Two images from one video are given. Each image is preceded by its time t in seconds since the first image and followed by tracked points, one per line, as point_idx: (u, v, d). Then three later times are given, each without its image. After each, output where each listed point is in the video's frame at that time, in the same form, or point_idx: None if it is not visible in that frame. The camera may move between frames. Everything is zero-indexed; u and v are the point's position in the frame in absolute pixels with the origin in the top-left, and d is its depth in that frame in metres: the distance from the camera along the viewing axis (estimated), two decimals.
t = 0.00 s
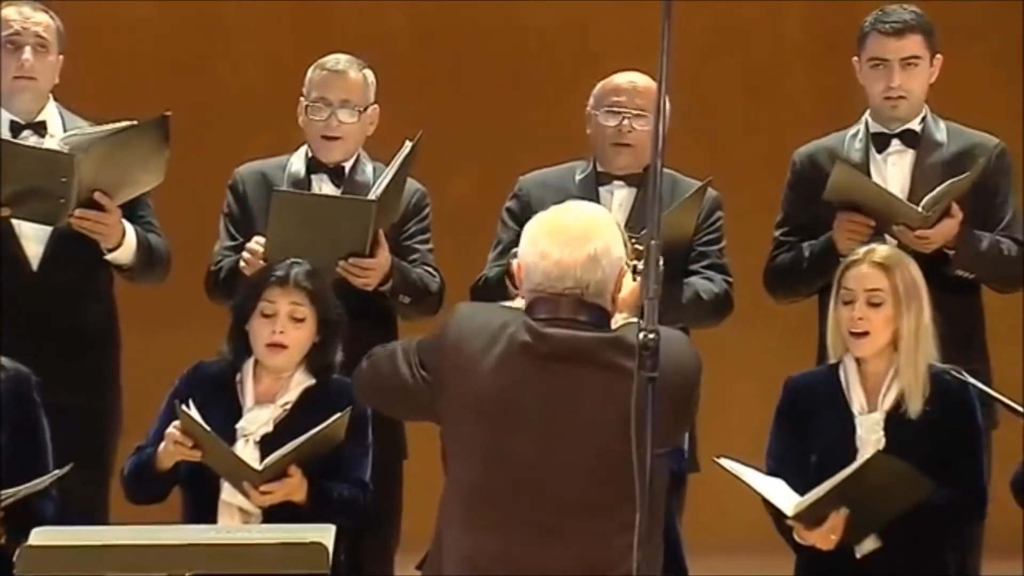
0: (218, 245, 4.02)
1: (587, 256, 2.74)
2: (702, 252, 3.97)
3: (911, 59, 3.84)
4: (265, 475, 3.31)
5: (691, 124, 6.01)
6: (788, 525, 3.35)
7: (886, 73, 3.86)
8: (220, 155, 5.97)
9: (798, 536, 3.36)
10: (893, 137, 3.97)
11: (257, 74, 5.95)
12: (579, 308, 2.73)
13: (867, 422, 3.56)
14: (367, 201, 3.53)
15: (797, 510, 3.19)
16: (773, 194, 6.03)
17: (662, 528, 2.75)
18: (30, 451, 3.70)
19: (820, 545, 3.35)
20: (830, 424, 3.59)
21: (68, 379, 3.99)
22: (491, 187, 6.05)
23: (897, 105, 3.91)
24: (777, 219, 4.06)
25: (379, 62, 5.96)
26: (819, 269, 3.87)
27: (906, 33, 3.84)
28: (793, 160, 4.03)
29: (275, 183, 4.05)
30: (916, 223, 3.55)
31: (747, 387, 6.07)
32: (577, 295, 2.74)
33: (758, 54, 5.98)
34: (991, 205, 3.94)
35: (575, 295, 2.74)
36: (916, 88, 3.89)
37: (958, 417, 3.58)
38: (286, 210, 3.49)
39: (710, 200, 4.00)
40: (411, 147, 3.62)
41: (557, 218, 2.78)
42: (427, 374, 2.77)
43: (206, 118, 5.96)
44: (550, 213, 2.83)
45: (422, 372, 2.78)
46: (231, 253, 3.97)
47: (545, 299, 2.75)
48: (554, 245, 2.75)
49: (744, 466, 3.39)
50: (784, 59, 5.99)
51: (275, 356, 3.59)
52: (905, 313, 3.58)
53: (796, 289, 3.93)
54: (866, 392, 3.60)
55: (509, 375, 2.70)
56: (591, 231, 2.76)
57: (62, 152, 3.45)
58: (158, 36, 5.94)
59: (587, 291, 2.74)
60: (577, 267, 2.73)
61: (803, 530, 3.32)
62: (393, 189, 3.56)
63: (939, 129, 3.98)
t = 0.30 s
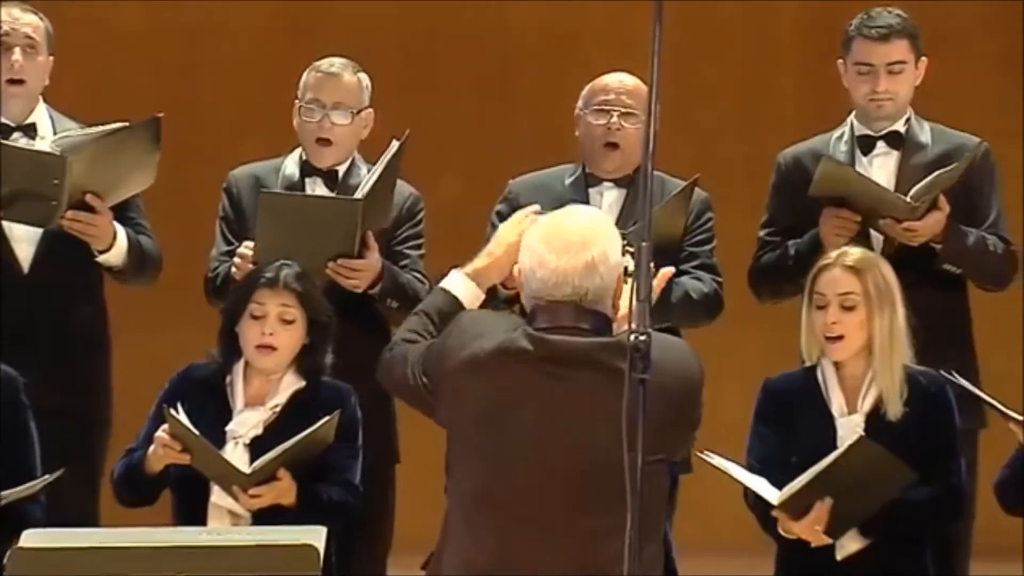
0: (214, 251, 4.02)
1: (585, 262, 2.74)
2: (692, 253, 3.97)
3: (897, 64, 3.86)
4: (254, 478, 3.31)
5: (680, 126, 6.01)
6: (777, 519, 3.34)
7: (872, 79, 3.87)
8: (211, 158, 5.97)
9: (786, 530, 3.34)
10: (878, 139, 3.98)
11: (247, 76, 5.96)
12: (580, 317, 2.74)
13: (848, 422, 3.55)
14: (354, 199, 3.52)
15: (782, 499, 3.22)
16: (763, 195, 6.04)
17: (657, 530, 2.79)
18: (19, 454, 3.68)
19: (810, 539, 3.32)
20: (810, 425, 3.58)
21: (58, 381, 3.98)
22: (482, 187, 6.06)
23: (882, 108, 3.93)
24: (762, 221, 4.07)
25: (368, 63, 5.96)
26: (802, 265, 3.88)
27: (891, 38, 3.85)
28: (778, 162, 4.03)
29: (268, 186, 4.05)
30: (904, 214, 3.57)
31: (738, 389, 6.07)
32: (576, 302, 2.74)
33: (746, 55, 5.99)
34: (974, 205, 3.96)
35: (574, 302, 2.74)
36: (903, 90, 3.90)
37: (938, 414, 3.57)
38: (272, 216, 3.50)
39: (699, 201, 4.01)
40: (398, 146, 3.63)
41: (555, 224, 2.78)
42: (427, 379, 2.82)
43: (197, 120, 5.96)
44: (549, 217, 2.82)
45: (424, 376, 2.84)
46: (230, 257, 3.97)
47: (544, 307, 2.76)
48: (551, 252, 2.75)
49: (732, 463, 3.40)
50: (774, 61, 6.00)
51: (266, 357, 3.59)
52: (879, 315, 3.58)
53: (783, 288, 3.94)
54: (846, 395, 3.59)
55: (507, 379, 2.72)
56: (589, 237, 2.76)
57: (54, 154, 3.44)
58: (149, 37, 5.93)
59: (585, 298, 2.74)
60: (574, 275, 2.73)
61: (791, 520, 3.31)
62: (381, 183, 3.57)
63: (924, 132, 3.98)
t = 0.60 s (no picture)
0: (207, 255, 4.01)
1: (585, 266, 2.77)
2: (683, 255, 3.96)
3: (890, 81, 3.85)
4: (243, 480, 3.31)
5: (671, 127, 6.01)
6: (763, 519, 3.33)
7: (864, 95, 3.87)
8: (203, 159, 5.96)
9: (772, 530, 3.33)
10: (868, 143, 3.97)
11: (239, 77, 5.95)
12: (582, 325, 2.77)
13: (831, 424, 3.54)
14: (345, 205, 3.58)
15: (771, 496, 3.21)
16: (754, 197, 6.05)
17: (657, 535, 2.77)
18: (10, 456, 3.67)
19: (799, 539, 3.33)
20: (796, 427, 3.58)
21: (50, 382, 3.97)
22: (474, 189, 6.06)
23: (873, 122, 3.93)
24: (754, 219, 4.07)
25: (360, 65, 5.96)
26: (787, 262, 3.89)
27: (888, 56, 3.83)
28: (769, 165, 4.04)
29: (260, 189, 4.05)
30: (893, 204, 3.58)
31: (729, 390, 6.08)
32: (574, 306, 2.78)
33: (737, 57, 5.99)
34: (962, 205, 3.96)
35: (573, 306, 2.78)
36: (893, 107, 3.90)
37: (920, 419, 3.58)
38: (265, 215, 3.58)
39: (690, 203, 4.02)
40: (393, 153, 3.65)
41: (558, 228, 2.83)
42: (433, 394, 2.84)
43: (189, 121, 5.95)
44: (552, 221, 2.86)
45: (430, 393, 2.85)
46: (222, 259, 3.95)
47: (547, 312, 2.80)
48: (549, 255, 2.80)
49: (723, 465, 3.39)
50: (765, 63, 6.00)
51: (255, 358, 3.58)
52: (859, 317, 3.59)
53: (774, 287, 3.94)
54: (829, 397, 3.60)
55: (506, 385, 2.73)
56: (587, 241, 2.79)
57: (46, 156, 3.42)
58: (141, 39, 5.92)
59: (584, 302, 2.77)
60: (571, 278, 2.77)
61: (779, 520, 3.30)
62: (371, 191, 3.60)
63: (913, 135, 4.00)
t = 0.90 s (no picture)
0: (192, 257, 4.02)
1: (586, 266, 2.74)
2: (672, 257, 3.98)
3: (882, 78, 3.87)
4: (229, 480, 3.31)
5: (660, 128, 6.03)
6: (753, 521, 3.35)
7: (857, 91, 3.88)
8: (191, 160, 5.96)
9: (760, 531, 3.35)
10: (859, 143, 3.99)
11: (229, 78, 5.96)
12: (583, 325, 2.74)
13: (814, 425, 3.56)
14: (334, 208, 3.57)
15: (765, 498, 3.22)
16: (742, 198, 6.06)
17: (653, 537, 2.76)
18: None
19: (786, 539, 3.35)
20: (778, 429, 3.58)
21: (38, 383, 3.97)
22: (463, 190, 6.07)
23: (865, 120, 3.94)
24: (744, 221, 4.09)
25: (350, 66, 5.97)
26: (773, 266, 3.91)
27: (882, 50, 3.85)
28: (760, 165, 4.04)
29: (246, 189, 4.05)
30: (883, 212, 3.59)
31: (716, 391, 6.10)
32: (576, 308, 2.74)
33: (727, 58, 6.00)
34: (954, 209, 3.97)
35: (575, 308, 2.75)
36: (885, 103, 3.91)
37: (902, 420, 3.59)
38: (252, 218, 3.56)
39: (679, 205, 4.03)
40: (379, 154, 3.67)
41: (558, 229, 2.79)
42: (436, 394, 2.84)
43: (178, 122, 5.95)
44: (553, 220, 2.83)
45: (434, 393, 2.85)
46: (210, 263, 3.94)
47: (548, 314, 2.77)
48: (551, 256, 2.76)
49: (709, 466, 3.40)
50: (754, 65, 6.01)
51: (243, 358, 3.59)
52: (840, 317, 3.59)
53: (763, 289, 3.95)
54: (813, 398, 3.60)
55: (502, 377, 2.73)
56: (589, 240, 2.76)
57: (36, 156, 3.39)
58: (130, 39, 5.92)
59: (586, 304, 2.74)
60: (574, 280, 2.74)
61: (767, 522, 3.31)
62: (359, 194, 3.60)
63: (906, 135, 4.01)
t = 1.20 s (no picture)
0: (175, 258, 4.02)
1: (584, 268, 2.74)
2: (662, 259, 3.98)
3: (876, 66, 3.88)
4: (220, 480, 3.30)
5: (652, 128, 6.04)
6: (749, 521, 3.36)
7: (850, 78, 3.89)
8: (182, 160, 5.96)
9: (755, 532, 3.36)
10: (853, 142, 3.99)
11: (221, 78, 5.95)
12: (577, 326, 2.75)
13: (805, 426, 3.56)
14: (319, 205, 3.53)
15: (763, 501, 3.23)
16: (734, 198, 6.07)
17: (644, 535, 2.77)
18: None
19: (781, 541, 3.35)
20: (769, 431, 3.59)
21: (29, 384, 3.97)
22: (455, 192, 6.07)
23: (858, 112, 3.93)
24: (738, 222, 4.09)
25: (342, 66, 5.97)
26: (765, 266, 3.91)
27: (870, 39, 3.88)
28: (753, 165, 4.05)
29: (228, 189, 4.05)
30: (876, 222, 3.58)
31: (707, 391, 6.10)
32: (574, 310, 2.75)
33: (719, 58, 6.01)
34: (949, 210, 3.98)
35: (572, 310, 2.75)
36: (879, 94, 3.91)
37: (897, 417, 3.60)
38: (237, 221, 3.53)
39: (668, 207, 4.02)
40: (362, 153, 3.65)
41: (554, 230, 2.78)
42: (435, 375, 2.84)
43: (170, 122, 5.95)
44: (547, 220, 2.83)
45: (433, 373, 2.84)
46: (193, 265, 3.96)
47: (544, 314, 2.77)
48: (546, 257, 2.75)
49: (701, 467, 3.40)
50: (746, 65, 6.01)
51: (234, 359, 3.59)
52: (831, 315, 3.59)
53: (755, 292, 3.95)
54: (803, 398, 3.61)
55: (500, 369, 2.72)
56: (586, 241, 2.76)
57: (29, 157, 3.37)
58: (122, 40, 5.91)
59: (582, 305, 2.75)
60: (572, 282, 2.74)
61: (764, 523, 3.33)
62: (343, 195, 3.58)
63: (900, 134, 4.00)
